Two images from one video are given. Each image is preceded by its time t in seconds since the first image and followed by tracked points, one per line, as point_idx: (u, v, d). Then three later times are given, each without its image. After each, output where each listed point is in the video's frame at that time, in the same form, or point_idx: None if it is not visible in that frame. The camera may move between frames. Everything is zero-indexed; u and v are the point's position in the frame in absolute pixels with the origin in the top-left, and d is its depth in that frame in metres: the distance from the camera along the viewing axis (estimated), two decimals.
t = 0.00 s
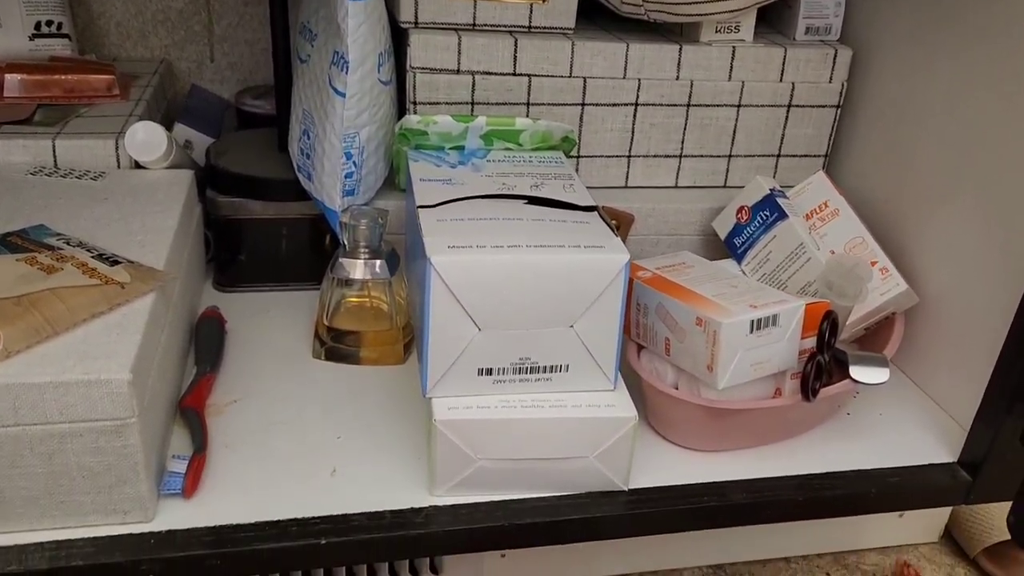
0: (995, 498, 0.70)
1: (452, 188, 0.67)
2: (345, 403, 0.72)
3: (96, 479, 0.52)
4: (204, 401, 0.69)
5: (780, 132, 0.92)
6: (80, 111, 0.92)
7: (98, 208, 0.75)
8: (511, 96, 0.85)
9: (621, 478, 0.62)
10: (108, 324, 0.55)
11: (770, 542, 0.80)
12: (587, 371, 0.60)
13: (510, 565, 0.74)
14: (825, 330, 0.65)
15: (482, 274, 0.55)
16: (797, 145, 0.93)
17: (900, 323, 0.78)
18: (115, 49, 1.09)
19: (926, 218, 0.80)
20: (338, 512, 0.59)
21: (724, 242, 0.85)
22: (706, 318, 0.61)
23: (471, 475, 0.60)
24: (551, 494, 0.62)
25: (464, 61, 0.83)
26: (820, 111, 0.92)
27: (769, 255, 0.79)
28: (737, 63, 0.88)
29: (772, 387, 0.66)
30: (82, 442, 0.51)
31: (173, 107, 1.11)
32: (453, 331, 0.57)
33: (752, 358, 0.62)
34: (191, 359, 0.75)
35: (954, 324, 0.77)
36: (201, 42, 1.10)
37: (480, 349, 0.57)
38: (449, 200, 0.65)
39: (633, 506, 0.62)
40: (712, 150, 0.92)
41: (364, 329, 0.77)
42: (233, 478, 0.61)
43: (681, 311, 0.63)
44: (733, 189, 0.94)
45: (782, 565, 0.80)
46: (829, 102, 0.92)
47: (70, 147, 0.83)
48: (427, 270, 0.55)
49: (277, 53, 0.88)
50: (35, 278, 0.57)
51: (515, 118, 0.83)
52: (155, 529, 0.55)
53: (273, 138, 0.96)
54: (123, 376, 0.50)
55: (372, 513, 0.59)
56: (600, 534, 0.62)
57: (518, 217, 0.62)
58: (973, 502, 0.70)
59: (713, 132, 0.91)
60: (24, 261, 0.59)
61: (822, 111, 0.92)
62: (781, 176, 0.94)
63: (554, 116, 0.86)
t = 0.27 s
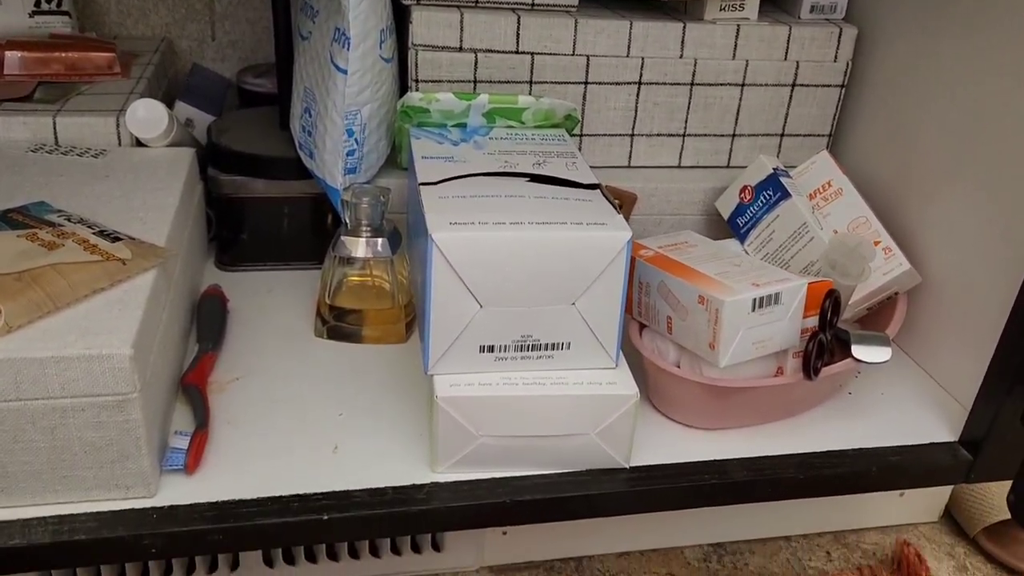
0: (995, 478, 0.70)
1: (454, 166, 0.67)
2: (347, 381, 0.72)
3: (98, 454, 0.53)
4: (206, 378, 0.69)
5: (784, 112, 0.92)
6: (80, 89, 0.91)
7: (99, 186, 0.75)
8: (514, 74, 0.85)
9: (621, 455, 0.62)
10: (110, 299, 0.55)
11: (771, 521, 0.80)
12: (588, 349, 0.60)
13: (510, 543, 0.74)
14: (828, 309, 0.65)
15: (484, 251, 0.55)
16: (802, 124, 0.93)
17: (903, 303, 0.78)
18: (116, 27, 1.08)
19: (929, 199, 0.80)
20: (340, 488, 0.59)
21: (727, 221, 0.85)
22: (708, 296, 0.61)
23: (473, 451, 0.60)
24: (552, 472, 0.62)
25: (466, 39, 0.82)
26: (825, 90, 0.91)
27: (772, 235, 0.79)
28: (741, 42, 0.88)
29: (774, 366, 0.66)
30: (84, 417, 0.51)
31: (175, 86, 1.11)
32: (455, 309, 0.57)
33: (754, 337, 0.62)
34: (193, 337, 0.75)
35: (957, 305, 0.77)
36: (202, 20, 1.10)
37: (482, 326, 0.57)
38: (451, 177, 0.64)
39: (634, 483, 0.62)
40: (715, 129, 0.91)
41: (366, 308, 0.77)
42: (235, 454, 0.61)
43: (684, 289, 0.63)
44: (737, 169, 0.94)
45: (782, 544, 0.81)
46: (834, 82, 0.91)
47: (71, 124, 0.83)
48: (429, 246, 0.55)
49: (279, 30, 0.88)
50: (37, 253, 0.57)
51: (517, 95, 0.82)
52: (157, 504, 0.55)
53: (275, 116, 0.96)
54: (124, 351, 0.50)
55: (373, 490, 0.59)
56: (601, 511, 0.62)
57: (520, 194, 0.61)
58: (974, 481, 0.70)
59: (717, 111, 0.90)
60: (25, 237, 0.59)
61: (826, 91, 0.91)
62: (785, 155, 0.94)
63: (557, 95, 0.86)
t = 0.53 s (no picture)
0: (996, 454, 0.70)
1: (457, 141, 0.67)
2: (350, 356, 0.72)
3: (105, 425, 0.53)
4: (210, 352, 0.69)
5: (789, 89, 0.91)
6: (82, 65, 0.91)
7: (103, 161, 0.75)
8: (517, 50, 0.84)
9: (625, 431, 0.62)
10: (114, 273, 0.55)
11: (772, 497, 0.80)
12: (591, 324, 0.60)
13: (513, 517, 0.74)
14: (831, 286, 0.65)
15: (488, 225, 0.55)
16: (806, 102, 0.92)
17: (906, 281, 0.78)
18: (118, 2, 1.08)
19: (934, 176, 0.80)
20: (344, 461, 0.60)
21: (730, 199, 0.85)
22: (711, 272, 0.61)
23: (476, 425, 0.60)
24: (554, 446, 0.62)
25: (470, 14, 0.82)
26: (830, 68, 0.91)
27: (775, 212, 0.79)
28: (746, 19, 0.87)
29: (776, 342, 0.67)
30: (90, 388, 0.51)
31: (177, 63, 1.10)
32: (458, 283, 0.57)
33: (757, 313, 0.62)
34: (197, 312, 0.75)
35: (959, 282, 0.77)
36: None
37: (485, 300, 0.58)
38: (455, 152, 0.64)
39: (636, 457, 0.62)
40: (719, 107, 0.91)
41: (369, 285, 0.77)
42: (240, 428, 0.62)
43: (687, 265, 0.63)
44: (740, 146, 0.94)
45: (783, 520, 0.81)
46: (839, 59, 0.91)
47: (74, 99, 0.83)
48: (432, 220, 0.55)
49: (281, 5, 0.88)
50: (42, 227, 0.57)
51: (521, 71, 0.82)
52: (163, 476, 0.56)
53: (278, 92, 0.96)
54: (130, 324, 0.50)
55: (377, 463, 0.60)
56: (603, 485, 0.62)
57: (524, 169, 0.61)
58: (975, 457, 0.71)
59: (721, 88, 0.90)
60: (30, 211, 0.59)
61: (831, 68, 0.91)
62: (789, 133, 0.94)
63: (561, 71, 0.86)
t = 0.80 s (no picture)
0: (1000, 428, 0.71)
1: (464, 113, 0.67)
2: (357, 328, 0.72)
3: (114, 393, 0.54)
4: (218, 324, 0.69)
5: (796, 64, 0.91)
6: (89, 39, 0.90)
7: (110, 133, 0.76)
8: (524, 24, 0.84)
9: (629, 402, 0.63)
10: (122, 242, 0.55)
11: (776, 471, 0.80)
12: (597, 297, 0.60)
13: (517, 489, 0.75)
14: (837, 259, 0.65)
15: (495, 196, 0.55)
16: (814, 77, 0.92)
17: (913, 256, 0.77)
18: None
19: (942, 151, 0.79)
20: (351, 431, 0.60)
21: (737, 173, 0.84)
22: (717, 245, 0.61)
23: (481, 395, 0.61)
24: (559, 417, 0.63)
25: None
26: (838, 43, 0.90)
27: (782, 186, 0.78)
28: None
29: (781, 316, 0.67)
30: (99, 356, 0.52)
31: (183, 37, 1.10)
32: (465, 254, 0.57)
33: (763, 286, 0.62)
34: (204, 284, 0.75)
35: (966, 258, 0.77)
36: None
37: (491, 271, 0.58)
38: (461, 124, 0.64)
39: (641, 429, 0.63)
40: (726, 82, 0.91)
41: (375, 258, 0.78)
42: (248, 397, 0.62)
43: (693, 238, 0.63)
44: (747, 122, 0.93)
45: (787, 494, 0.81)
46: (848, 34, 0.90)
47: (81, 72, 0.83)
48: (439, 190, 0.55)
49: None
50: (50, 197, 0.57)
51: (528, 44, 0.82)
52: (171, 443, 0.56)
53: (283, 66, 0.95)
54: (138, 292, 0.50)
55: (384, 432, 0.60)
56: (607, 456, 0.63)
57: (531, 141, 0.61)
58: (979, 431, 0.71)
59: (729, 63, 0.90)
60: (38, 181, 0.59)
61: (840, 43, 0.90)
62: (797, 108, 0.93)
63: (567, 45, 0.85)
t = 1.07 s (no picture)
0: (1007, 403, 0.71)
1: (473, 84, 0.67)
2: (365, 299, 0.73)
3: (124, 359, 0.54)
4: (227, 294, 0.70)
5: (807, 38, 0.90)
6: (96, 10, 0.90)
7: (119, 103, 0.75)
8: None
9: (637, 373, 0.63)
10: (132, 209, 0.55)
11: (782, 445, 0.81)
12: (605, 268, 0.60)
13: (524, 461, 0.75)
14: (846, 232, 0.65)
15: (503, 164, 0.55)
16: (824, 52, 0.91)
17: (922, 231, 0.77)
18: None
19: (952, 125, 0.79)
20: (360, 399, 0.60)
21: (746, 148, 0.84)
22: (725, 216, 0.61)
23: (489, 366, 0.61)
24: (567, 388, 0.63)
25: None
26: (849, 17, 0.89)
27: (792, 160, 0.78)
28: None
29: (790, 289, 0.67)
30: (110, 322, 0.52)
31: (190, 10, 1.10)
32: (474, 224, 0.57)
33: (772, 258, 0.62)
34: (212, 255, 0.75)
35: (975, 233, 0.76)
36: None
37: (499, 240, 0.58)
38: (470, 95, 0.64)
39: (648, 400, 0.63)
40: (736, 56, 0.90)
41: (383, 231, 0.78)
42: (257, 366, 0.63)
43: (702, 209, 0.63)
44: (757, 97, 0.93)
45: (793, 468, 0.82)
46: (859, 8, 0.89)
47: (90, 43, 0.83)
48: (448, 159, 0.55)
49: None
50: (59, 164, 0.57)
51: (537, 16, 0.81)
52: (181, 410, 0.57)
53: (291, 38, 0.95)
54: (148, 258, 0.51)
55: (392, 401, 0.60)
56: (614, 426, 0.63)
57: (540, 111, 0.61)
58: (986, 405, 0.71)
59: (739, 37, 0.89)
60: (48, 149, 0.59)
61: (851, 17, 0.89)
62: (807, 83, 0.92)
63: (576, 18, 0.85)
